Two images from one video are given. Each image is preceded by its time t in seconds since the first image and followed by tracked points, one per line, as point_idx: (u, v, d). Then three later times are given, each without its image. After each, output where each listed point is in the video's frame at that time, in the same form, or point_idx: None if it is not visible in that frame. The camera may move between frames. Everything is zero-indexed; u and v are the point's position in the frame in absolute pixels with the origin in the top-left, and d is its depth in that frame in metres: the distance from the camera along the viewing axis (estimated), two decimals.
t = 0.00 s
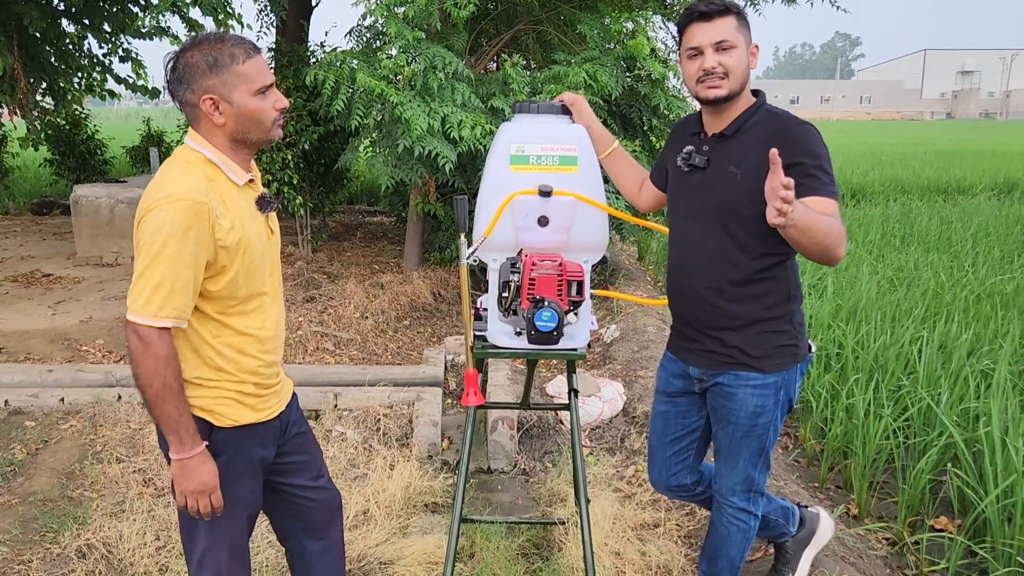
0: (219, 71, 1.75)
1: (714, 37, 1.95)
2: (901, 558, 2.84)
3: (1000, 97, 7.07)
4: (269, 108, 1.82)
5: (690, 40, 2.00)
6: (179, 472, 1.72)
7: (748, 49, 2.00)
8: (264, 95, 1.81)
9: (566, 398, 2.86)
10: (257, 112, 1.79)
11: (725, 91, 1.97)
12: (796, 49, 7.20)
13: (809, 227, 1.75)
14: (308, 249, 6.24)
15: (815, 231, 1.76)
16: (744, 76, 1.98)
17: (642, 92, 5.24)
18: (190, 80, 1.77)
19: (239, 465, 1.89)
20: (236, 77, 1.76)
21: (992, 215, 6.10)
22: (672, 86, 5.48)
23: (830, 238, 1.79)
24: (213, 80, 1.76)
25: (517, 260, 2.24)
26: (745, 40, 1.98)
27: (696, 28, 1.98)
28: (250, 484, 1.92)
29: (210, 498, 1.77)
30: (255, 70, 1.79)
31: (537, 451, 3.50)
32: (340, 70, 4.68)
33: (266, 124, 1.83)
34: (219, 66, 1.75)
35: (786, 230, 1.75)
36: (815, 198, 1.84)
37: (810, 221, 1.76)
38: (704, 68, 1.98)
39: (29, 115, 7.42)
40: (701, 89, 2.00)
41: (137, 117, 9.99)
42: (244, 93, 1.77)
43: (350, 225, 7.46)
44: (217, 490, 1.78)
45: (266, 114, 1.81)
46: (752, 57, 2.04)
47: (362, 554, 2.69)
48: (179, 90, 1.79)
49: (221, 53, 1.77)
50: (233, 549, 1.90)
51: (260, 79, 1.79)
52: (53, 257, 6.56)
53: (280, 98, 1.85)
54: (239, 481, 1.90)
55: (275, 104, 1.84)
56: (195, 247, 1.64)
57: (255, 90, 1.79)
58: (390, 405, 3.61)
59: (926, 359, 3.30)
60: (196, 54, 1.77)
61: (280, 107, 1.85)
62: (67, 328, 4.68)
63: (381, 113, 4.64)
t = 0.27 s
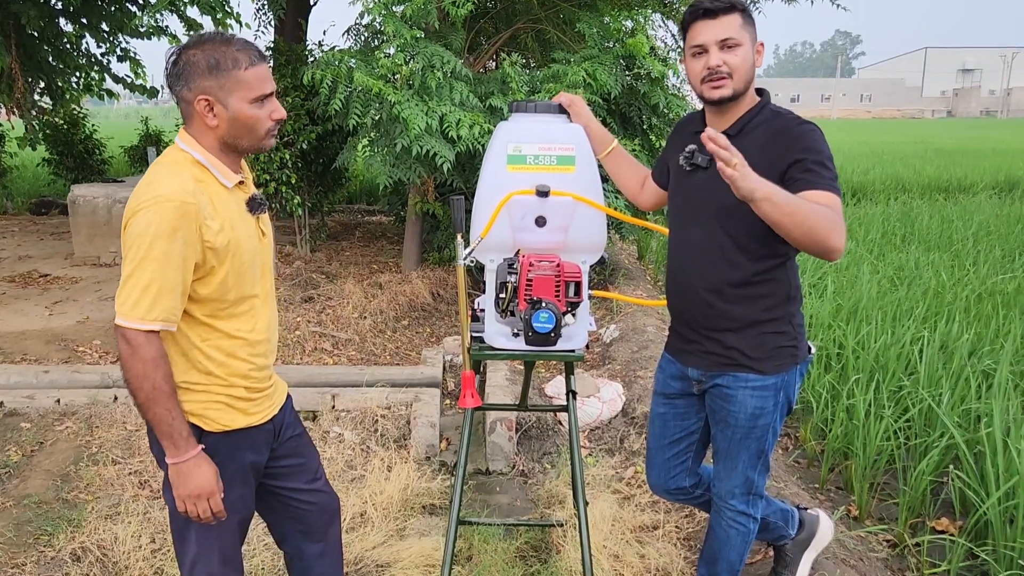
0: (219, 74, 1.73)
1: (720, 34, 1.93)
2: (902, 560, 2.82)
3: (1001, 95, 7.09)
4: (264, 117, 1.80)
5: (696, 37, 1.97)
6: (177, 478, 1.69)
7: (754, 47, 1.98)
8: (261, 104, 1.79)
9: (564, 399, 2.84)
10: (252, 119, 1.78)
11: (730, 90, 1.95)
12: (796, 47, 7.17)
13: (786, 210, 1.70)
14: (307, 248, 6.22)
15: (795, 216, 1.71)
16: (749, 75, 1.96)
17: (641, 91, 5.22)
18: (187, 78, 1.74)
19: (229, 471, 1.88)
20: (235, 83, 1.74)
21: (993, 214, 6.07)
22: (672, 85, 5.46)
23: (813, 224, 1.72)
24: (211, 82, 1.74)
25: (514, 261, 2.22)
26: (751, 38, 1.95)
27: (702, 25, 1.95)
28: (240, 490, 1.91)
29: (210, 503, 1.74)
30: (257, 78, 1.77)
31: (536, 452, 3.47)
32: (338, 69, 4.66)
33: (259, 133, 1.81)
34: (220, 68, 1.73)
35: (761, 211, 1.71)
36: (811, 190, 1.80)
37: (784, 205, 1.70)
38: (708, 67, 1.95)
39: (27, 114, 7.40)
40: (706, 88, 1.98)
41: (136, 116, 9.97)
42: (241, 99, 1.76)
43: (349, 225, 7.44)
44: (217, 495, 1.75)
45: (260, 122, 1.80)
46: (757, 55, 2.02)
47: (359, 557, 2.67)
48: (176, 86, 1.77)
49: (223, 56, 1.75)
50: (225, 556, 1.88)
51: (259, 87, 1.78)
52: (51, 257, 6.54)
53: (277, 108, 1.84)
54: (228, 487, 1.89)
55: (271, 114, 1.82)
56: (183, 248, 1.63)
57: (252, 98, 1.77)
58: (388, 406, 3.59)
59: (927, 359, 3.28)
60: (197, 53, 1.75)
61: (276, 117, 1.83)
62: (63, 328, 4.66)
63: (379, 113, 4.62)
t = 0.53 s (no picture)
0: (232, 83, 1.73)
1: (729, 38, 1.91)
2: (906, 567, 2.80)
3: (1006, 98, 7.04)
4: (267, 134, 1.79)
5: (703, 41, 1.95)
6: (158, 493, 1.68)
7: (761, 52, 1.96)
8: (266, 121, 1.79)
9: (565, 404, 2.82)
10: (254, 135, 1.77)
11: (735, 95, 1.93)
12: (800, 49, 7.15)
13: (768, 226, 1.66)
14: (309, 251, 6.21)
15: (778, 232, 1.67)
16: (756, 81, 1.95)
17: (644, 94, 5.19)
18: (198, 79, 1.73)
19: (226, 479, 1.87)
20: (244, 96, 1.74)
21: (997, 217, 6.04)
22: (675, 87, 5.44)
23: (799, 236, 1.69)
24: (221, 91, 1.73)
25: (515, 266, 2.20)
26: (759, 42, 1.94)
27: (710, 29, 1.93)
28: (238, 498, 1.90)
29: (188, 521, 1.73)
30: (268, 95, 1.77)
31: (538, 457, 3.46)
32: (340, 72, 4.66)
33: (257, 148, 1.80)
34: (233, 78, 1.73)
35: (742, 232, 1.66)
36: (812, 198, 1.78)
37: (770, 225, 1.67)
38: (716, 71, 1.94)
39: (31, 117, 7.41)
40: (711, 93, 1.96)
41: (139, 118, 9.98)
42: (246, 112, 1.75)
43: (352, 227, 7.43)
44: (196, 511, 1.74)
45: (262, 138, 1.79)
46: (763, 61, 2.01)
47: (359, 563, 2.66)
48: (185, 85, 1.75)
49: (238, 68, 1.74)
50: (223, 564, 1.88)
51: (268, 105, 1.77)
52: (54, 259, 6.54)
53: (281, 128, 1.83)
54: (225, 496, 1.87)
55: (275, 133, 1.81)
56: (174, 257, 1.62)
57: (259, 113, 1.77)
58: (389, 410, 3.57)
59: (932, 364, 3.25)
60: (212, 60, 1.74)
61: (277, 137, 1.82)
62: (65, 331, 4.65)
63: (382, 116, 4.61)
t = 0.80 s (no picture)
0: (241, 94, 1.71)
1: (729, 43, 1.88)
2: None
3: (1011, 101, 7.00)
4: (269, 147, 1.77)
5: (704, 46, 1.92)
6: (142, 506, 1.63)
7: (763, 57, 1.93)
8: (271, 134, 1.76)
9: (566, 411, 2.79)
10: (256, 146, 1.75)
11: (734, 101, 1.90)
12: (805, 52, 7.10)
13: (771, 244, 1.64)
14: (312, 254, 6.19)
15: (781, 248, 1.65)
16: (757, 86, 1.91)
17: (648, 97, 5.16)
18: (206, 85, 1.71)
19: (222, 491, 1.84)
20: (252, 108, 1.72)
21: (1004, 222, 5.99)
22: (679, 90, 5.41)
23: (803, 252, 1.66)
24: (228, 99, 1.71)
25: (515, 272, 2.17)
26: (760, 47, 1.90)
27: (710, 34, 1.90)
28: (234, 510, 1.87)
29: (172, 535, 1.68)
30: (275, 108, 1.75)
31: (539, 464, 3.42)
32: (342, 74, 4.64)
33: (259, 161, 1.78)
34: (243, 88, 1.71)
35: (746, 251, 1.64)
36: (816, 209, 1.75)
37: (773, 242, 1.64)
38: (715, 77, 1.91)
39: (34, 119, 7.41)
40: (710, 99, 1.93)
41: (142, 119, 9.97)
42: (251, 124, 1.73)
43: (354, 230, 7.42)
44: (181, 527, 1.69)
45: (264, 151, 1.77)
46: (766, 66, 1.97)
47: (357, 571, 2.63)
48: (192, 90, 1.73)
49: (249, 78, 1.72)
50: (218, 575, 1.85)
51: (274, 117, 1.75)
52: (55, 261, 6.53)
53: (285, 142, 1.81)
54: (221, 507, 1.84)
55: (277, 146, 1.79)
56: (167, 267, 1.59)
57: (264, 126, 1.74)
58: (389, 415, 3.54)
59: (938, 371, 3.21)
60: (222, 67, 1.72)
61: (281, 150, 1.80)
62: (65, 334, 4.64)
63: (384, 119, 4.59)
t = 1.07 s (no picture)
0: (228, 84, 1.68)
1: (727, 41, 1.85)
2: None
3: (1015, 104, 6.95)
4: (266, 137, 1.74)
5: (703, 44, 1.89)
6: (143, 519, 1.60)
7: (764, 57, 1.89)
8: (265, 122, 1.73)
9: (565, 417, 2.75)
10: (252, 137, 1.71)
11: (732, 100, 1.87)
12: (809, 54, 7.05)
13: (774, 251, 1.60)
14: (312, 257, 6.17)
15: (784, 255, 1.61)
16: (756, 86, 1.88)
17: (650, 99, 5.13)
18: (193, 82, 1.68)
19: (220, 501, 1.82)
20: (242, 96, 1.69)
21: (1009, 225, 5.94)
22: (681, 92, 5.38)
23: (807, 259, 1.62)
24: (216, 91, 1.68)
25: (512, 277, 2.14)
26: (761, 46, 1.87)
27: (709, 32, 1.88)
28: (233, 519, 1.84)
29: (176, 548, 1.65)
30: (266, 96, 1.72)
31: (539, 470, 3.39)
32: (341, 77, 4.62)
33: (257, 155, 1.74)
34: (230, 78, 1.68)
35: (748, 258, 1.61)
36: (817, 216, 1.71)
37: (777, 249, 1.60)
38: (711, 75, 1.88)
39: (36, 122, 7.41)
40: (708, 98, 1.90)
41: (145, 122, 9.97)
42: (244, 113, 1.69)
43: (355, 233, 7.40)
44: (185, 540, 1.66)
45: (261, 142, 1.73)
46: (768, 67, 1.93)
47: None
48: (181, 89, 1.70)
49: (236, 67, 1.70)
50: None
51: (267, 104, 1.72)
52: (55, 264, 6.52)
53: (281, 131, 1.77)
54: (220, 516, 1.82)
55: (274, 136, 1.76)
56: (164, 273, 1.56)
57: (257, 114, 1.71)
58: (387, 421, 3.51)
59: (942, 377, 3.16)
60: (209, 61, 1.69)
61: (277, 140, 1.76)
62: (63, 338, 4.62)
63: (383, 121, 4.57)
